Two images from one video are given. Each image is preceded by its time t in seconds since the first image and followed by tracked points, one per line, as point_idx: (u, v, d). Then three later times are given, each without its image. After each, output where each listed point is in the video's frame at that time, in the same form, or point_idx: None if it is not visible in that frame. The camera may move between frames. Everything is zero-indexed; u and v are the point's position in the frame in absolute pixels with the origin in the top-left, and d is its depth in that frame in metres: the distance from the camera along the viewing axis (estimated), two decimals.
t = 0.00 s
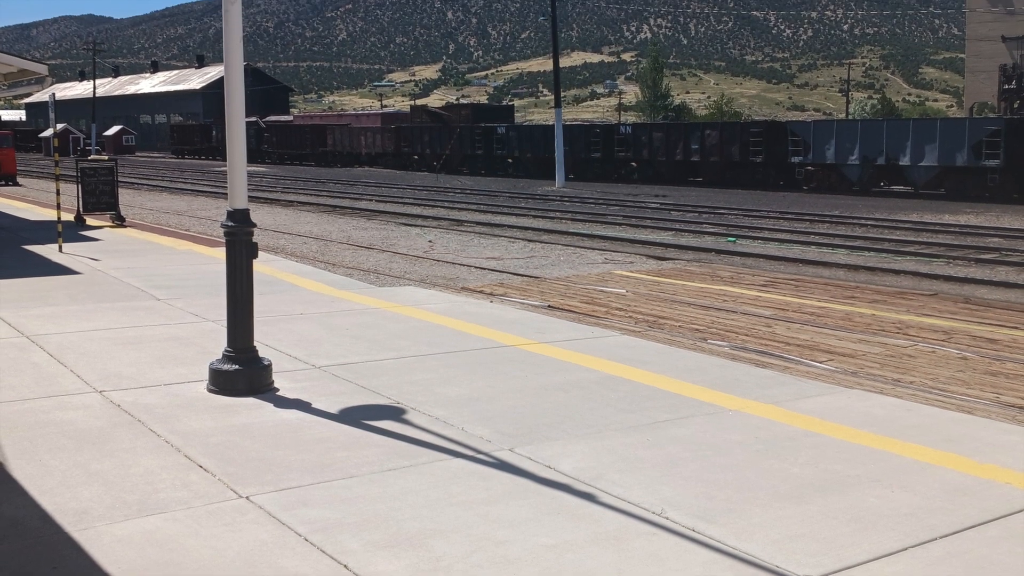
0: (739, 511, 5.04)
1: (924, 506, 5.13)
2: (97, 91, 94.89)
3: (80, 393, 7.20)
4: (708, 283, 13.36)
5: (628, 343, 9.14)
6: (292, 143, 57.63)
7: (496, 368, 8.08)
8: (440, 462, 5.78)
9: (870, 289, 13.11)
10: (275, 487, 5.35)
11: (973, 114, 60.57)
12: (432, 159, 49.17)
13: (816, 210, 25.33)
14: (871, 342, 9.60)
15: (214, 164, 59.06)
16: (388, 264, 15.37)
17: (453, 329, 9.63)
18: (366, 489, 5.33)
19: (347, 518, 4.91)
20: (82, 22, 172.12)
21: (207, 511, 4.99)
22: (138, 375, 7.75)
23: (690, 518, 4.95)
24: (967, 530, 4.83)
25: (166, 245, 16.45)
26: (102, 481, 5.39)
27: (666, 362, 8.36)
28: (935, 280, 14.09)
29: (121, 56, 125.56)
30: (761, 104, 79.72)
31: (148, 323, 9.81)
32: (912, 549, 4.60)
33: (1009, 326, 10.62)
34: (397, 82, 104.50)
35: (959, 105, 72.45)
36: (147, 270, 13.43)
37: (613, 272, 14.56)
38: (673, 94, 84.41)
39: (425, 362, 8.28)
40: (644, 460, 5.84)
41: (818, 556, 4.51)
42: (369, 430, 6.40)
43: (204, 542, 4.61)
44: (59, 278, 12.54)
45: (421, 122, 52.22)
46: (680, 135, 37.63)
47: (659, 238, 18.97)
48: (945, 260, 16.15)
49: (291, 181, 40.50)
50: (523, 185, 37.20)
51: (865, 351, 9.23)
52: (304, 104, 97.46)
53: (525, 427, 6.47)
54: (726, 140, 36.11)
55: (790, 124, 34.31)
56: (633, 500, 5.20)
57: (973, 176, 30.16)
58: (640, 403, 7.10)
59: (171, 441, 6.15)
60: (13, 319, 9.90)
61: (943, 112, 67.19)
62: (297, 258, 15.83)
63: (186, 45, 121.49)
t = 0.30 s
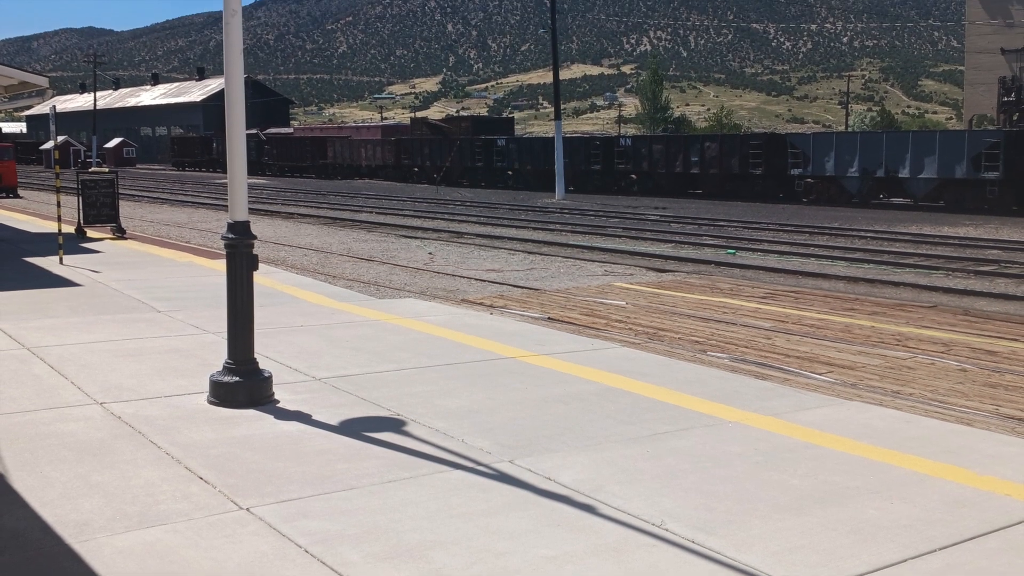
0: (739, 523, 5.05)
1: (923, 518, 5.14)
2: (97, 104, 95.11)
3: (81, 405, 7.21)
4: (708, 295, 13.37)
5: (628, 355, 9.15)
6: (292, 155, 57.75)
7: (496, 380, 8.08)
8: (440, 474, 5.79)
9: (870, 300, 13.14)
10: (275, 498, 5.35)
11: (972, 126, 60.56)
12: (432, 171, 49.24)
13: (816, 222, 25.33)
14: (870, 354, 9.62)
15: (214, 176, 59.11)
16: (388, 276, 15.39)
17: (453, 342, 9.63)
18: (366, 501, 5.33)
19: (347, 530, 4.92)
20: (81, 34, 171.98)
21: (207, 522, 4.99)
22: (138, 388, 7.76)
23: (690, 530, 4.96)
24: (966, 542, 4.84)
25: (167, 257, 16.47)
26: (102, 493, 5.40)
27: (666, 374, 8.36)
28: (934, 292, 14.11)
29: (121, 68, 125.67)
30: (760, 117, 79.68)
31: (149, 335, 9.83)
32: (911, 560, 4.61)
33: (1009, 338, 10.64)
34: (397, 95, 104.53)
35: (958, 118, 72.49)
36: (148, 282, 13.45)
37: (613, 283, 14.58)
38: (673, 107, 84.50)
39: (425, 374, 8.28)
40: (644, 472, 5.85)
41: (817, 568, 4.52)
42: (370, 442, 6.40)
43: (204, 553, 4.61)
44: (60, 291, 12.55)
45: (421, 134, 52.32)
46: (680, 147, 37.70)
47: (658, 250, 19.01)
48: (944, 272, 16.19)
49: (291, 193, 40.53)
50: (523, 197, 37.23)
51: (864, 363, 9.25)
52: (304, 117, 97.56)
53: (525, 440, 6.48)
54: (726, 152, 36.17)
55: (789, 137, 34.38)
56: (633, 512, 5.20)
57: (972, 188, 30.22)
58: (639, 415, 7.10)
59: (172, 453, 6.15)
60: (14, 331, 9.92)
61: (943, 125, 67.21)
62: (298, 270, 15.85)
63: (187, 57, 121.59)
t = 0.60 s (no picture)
0: (739, 535, 5.06)
1: (923, 530, 5.15)
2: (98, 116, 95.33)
3: (81, 417, 7.21)
4: (708, 307, 13.40)
5: (628, 367, 9.17)
6: (292, 167, 57.92)
7: (496, 392, 8.09)
8: (440, 486, 5.80)
9: (869, 312, 13.17)
10: (275, 510, 5.37)
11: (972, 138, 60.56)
12: (432, 183, 49.36)
13: (816, 234, 25.40)
14: (869, 366, 9.65)
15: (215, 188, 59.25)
16: (388, 288, 15.42)
17: (453, 353, 9.64)
18: (366, 513, 5.34)
19: (347, 542, 4.93)
20: (82, 46, 172.28)
21: (208, 533, 5.01)
22: (138, 399, 7.77)
23: (689, 542, 4.97)
24: (966, 553, 4.84)
25: (168, 269, 16.50)
26: (103, 505, 5.41)
27: (665, 386, 8.38)
28: (934, 304, 14.15)
29: (122, 80, 125.90)
30: (759, 130, 79.83)
31: (149, 347, 9.85)
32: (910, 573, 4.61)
33: (1008, 349, 10.67)
34: (397, 107, 104.66)
35: (958, 130, 72.65)
36: (149, 294, 13.48)
37: (614, 295, 14.62)
38: (673, 119, 84.91)
39: (425, 386, 8.30)
40: (644, 484, 5.85)
41: None
42: (370, 454, 6.41)
43: (205, 566, 4.62)
44: (62, 303, 12.59)
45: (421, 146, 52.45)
46: (680, 159, 37.79)
47: (659, 262, 19.07)
48: (944, 283, 16.24)
49: (291, 205, 40.60)
50: (523, 209, 37.30)
51: (863, 374, 9.26)
52: (305, 130, 97.70)
53: (525, 451, 6.48)
54: (725, 164, 36.27)
55: (789, 149, 34.47)
56: (633, 523, 5.21)
57: (971, 201, 30.27)
58: (639, 427, 7.11)
59: (172, 464, 6.16)
60: (15, 342, 9.93)
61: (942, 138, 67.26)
62: (299, 282, 15.90)
63: (187, 70, 121.96)
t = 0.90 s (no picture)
0: (738, 546, 5.08)
1: (923, 541, 5.15)
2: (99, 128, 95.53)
3: (82, 429, 7.22)
4: (708, 319, 13.40)
5: (628, 378, 9.18)
6: (292, 179, 58.09)
7: (496, 404, 8.10)
8: (439, 498, 5.80)
9: (868, 324, 13.19)
10: (276, 522, 5.37)
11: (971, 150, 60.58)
12: (433, 195, 49.48)
13: (816, 247, 25.46)
14: (868, 377, 9.65)
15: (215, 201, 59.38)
16: (388, 300, 15.45)
17: (453, 365, 9.66)
18: (366, 524, 5.35)
19: (347, 553, 4.94)
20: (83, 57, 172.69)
21: (208, 545, 5.02)
22: (139, 411, 7.78)
23: (689, 553, 4.98)
24: (966, 565, 4.85)
25: (168, 281, 16.52)
26: (104, 516, 5.42)
27: (665, 398, 8.39)
28: (933, 315, 14.17)
29: (123, 92, 126.18)
30: (759, 141, 80.04)
31: (150, 359, 9.86)
32: None
33: (1007, 361, 10.68)
34: (397, 119, 104.84)
35: (956, 141, 72.88)
36: (150, 306, 13.49)
37: (613, 307, 14.63)
38: (672, 131, 85.28)
39: (426, 398, 8.31)
40: (644, 495, 5.86)
41: None
42: (371, 466, 6.43)
43: None
44: (63, 315, 12.60)
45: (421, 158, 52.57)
46: (679, 171, 37.88)
47: (659, 274, 19.11)
48: (943, 295, 16.27)
49: (292, 217, 40.65)
50: (523, 221, 37.38)
51: (863, 386, 9.27)
52: (305, 142, 98.04)
53: (524, 463, 6.49)
54: (725, 176, 36.36)
55: (789, 161, 34.53)
56: (633, 535, 5.23)
57: (970, 213, 30.33)
58: (639, 438, 7.12)
59: (173, 476, 6.17)
60: (15, 354, 9.94)
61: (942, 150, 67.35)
62: (300, 294, 15.91)
63: (188, 82, 122.25)
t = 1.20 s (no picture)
0: (737, 557, 5.09)
1: (921, 552, 5.16)
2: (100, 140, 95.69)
3: (83, 440, 7.23)
4: (707, 331, 13.41)
5: (627, 390, 9.19)
6: (293, 192, 58.21)
7: (497, 415, 8.12)
8: (439, 510, 5.82)
9: (868, 336, 13.20)
10: (276, 533, 5.39)
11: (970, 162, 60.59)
12: (433, 207, 49.57)
13: (814, 259, 25.49)
14: (868, 390, 9.66)
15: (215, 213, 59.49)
16: (388, 312, 15.47)
17: (453, 377, 9.67)
18: (366, 536, 5.36)
19: (348, 564, 4.95)
20: (84, 69, 172.91)
21: (209, 557, 5.02)
22: (139, 423, 7.79)
23: (689, 564, 5.00)
24: None
25: (169, 293, 16.53)
26: (105, 528, 5.43)
27: (665, 410, 8.40)
28: (933, 328, 14.18)
29: (123, 105, 126.44)
30: (759, 154, 80.24)
31: (150, 371, 9.87)
32: None
33: (1006, 373, 10.68)
34: (397, 132, 104.99)
35: (955, 154, 73.04)
36: (150, 318, 13.50)
37: (613, 319, 14.64)
38: (672, 143, 85.58)
39: (426, 409, 8.33)
40: (643, 507, 5.87)
41: None
42: (371, 477, 6.44)
43: None
44: (63, 327, 12.62)
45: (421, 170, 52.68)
46: (679, 183, 37.96)
47: (659, 286, 19.14)
48: (943, 307, 16.27)
49: (292, 229, 40.71)
50: (523, 234, 37.42)
51: (863, 398, 9.27)
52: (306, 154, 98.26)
53: (524, 474, 6.51)
54: (725, 189, 36.46)
55: (788, 173, 34.60)
56: (632, 546, 5.24)
57: (969, 225, 30.36)
58: (639, 450, 7.14)
59: (174, 488, 6.18)
60: (16, 366, 9.96)
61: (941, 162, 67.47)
62: (300, 306, 15.92)
63: (189, 94, 122.58)
